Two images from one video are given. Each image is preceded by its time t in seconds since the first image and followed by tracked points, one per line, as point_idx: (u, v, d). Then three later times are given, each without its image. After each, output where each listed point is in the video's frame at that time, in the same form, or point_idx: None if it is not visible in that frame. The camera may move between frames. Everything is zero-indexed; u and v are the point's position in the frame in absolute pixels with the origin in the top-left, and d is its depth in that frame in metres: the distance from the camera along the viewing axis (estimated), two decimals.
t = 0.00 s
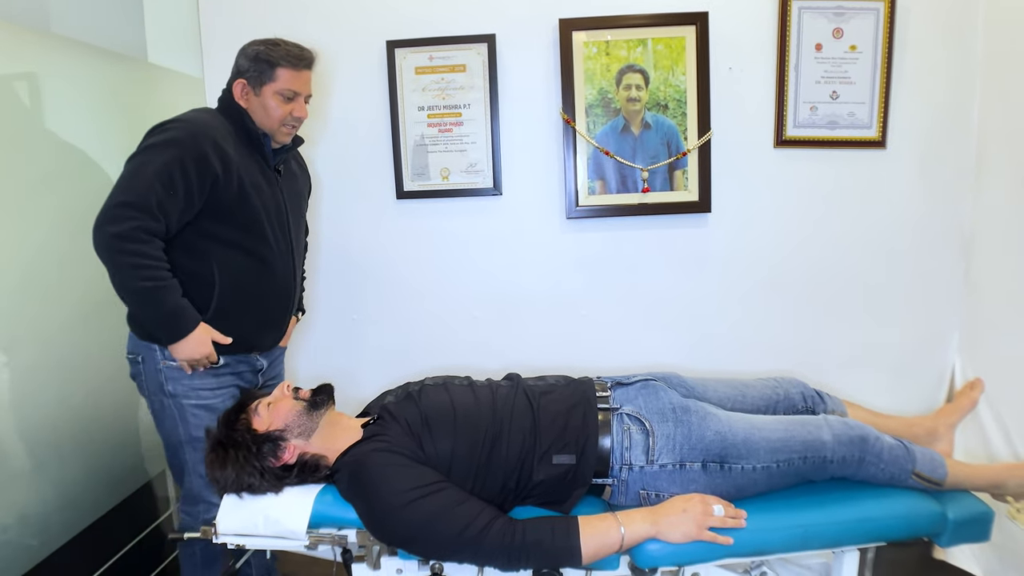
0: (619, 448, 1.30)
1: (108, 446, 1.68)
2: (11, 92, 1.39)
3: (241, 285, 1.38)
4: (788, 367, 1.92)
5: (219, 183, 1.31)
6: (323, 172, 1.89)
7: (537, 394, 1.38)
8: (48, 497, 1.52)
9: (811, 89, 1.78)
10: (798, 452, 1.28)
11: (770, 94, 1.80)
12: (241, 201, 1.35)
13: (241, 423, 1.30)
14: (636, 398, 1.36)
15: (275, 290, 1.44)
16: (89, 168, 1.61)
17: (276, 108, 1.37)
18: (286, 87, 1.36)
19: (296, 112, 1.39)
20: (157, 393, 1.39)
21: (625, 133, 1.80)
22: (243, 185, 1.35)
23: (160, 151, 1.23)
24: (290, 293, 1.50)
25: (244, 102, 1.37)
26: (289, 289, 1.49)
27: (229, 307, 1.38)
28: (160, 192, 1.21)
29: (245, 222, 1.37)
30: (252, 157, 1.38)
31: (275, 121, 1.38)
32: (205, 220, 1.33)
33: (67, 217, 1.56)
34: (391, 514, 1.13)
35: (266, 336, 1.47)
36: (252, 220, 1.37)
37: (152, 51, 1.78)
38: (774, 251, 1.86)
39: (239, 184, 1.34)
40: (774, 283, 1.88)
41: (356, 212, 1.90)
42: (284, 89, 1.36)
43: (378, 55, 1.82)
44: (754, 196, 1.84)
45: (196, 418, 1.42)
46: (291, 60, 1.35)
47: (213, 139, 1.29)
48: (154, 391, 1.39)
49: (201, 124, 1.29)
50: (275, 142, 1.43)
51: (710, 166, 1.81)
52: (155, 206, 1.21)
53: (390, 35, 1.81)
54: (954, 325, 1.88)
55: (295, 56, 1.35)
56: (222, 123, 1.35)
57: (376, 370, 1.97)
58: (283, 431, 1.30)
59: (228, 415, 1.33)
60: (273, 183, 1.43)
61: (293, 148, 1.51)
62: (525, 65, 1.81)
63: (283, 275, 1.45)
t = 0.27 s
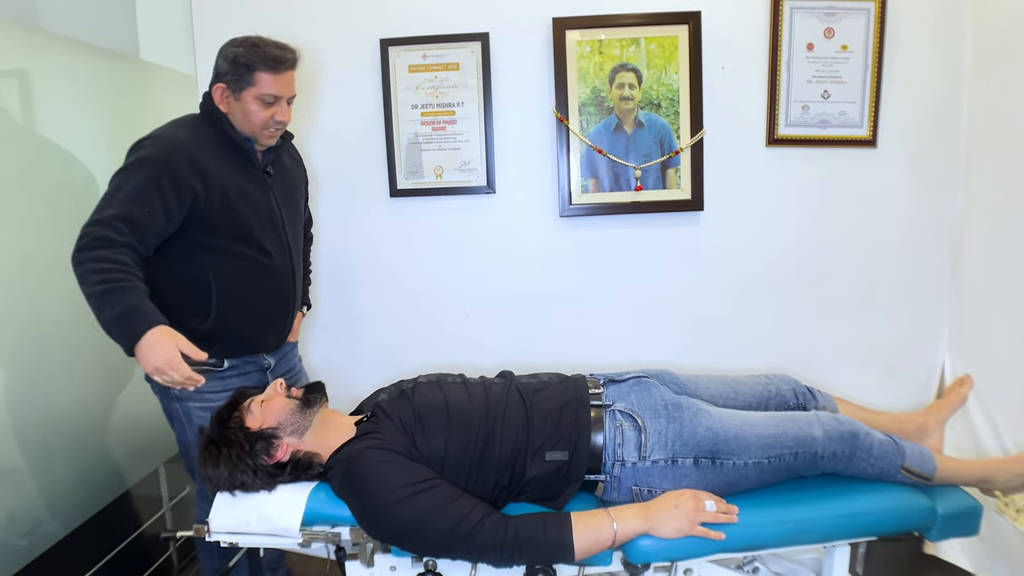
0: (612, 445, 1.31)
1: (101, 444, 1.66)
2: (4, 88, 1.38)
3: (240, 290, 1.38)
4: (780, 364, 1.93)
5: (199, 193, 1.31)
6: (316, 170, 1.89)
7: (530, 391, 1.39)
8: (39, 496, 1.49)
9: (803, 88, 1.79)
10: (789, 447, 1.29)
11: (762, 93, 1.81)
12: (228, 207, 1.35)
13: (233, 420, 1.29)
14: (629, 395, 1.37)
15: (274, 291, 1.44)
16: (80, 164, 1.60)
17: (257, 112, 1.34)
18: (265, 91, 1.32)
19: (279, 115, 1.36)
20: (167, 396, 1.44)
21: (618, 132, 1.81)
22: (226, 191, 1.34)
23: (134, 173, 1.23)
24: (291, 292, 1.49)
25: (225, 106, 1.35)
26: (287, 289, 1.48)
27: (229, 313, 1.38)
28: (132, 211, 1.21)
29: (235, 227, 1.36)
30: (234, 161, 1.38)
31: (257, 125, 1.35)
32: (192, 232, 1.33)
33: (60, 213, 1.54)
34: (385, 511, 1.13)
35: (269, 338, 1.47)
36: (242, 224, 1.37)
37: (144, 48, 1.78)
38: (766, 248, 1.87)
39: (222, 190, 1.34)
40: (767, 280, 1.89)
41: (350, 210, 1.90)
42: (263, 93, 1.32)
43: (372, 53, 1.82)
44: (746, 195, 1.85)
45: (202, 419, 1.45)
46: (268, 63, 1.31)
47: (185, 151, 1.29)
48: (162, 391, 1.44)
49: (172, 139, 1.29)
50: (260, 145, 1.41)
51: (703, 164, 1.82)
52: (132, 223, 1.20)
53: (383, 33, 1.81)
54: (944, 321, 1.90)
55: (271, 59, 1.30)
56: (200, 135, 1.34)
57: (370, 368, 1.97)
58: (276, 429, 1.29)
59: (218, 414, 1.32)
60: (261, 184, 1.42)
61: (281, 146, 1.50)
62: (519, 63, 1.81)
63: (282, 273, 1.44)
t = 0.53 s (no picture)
0: (605, 442, 1.31)
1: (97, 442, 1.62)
2: None
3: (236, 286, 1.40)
4: (771, 362, 1.94)
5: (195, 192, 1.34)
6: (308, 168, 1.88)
7: (523, 389, 1.39)
8: (30, 492, 1.45)
9: (794, 87, 1.80)
10: (781, 444, 1.30)
11: (754, 92, 1.82)
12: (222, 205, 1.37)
13: (227, 417, 1.29)
14: (621, 392, 1.37)
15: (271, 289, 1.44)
16: (73, 158, 1.57)
17: (246, 108, 1.34)
18: (253, 85, 1.32)
19: (269, 110, 1.35)
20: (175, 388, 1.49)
21: (610, 130, 1.81)
22: (219, 190, 1.36)
23: (133, 173, 1.29)
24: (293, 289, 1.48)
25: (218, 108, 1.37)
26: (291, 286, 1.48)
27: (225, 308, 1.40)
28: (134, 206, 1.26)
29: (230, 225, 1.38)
30: (230, 159, 1.38)
31: (249, 121, 1.35)
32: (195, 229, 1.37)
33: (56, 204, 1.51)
34: (378, 509, 1.13)
35: (270, 336, 1.47)
36: (238, 222, 1.39)
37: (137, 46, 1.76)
38: (758, 247, 1.88)
39: (215, 189, 1.36)
40: (759, 278, 1.90)
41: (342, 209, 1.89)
42: (251, 88, 1.32)
43: (365, 51, 1.81)
44: (738, 193, 1.86)
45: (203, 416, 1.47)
46: (250, 58, 1.31)
47: (178, 150, 1.32)
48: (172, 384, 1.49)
49: (166, 139, 1.33)
50: (257, 143, 1.41)
51: (695, 163, 1.83)
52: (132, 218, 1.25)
53: (376, 30, 1.80)
54: (934, 320, 1.91)
55: (252, 52, 1.30)
56: (196, 135, 1.36)
57: (363, 367, 1.96)
58: (268, 427, 1.29)
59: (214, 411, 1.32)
60: (259, 181, 1.41)
61: (283, 141, 1.48)
62: (511, 62, 1.81)
63: (282, 269, 1.43)
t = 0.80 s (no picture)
0: (602, 441, 1.31)
1: (93, 440, 1.60)
2: None
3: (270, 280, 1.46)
4: (767, 362, 1.95)
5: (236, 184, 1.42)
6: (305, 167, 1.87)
7: (521, 388, 1.39)
8: (28, 493, 1.42)
9: (791, 88, 1.81)
10: (778, 444, 1.30)
11: (751, 93, 1.82)
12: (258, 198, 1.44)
13: (223, 417, 1.28)
14: (619, 392, 1.37)
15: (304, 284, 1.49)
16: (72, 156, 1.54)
17: (293, 106, 1.39)
18: (300, 83, 1.37)
19: (314, 108, 1.39)
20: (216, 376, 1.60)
21: (608, 130, 1.81)
22: (257, 183, 1.43)
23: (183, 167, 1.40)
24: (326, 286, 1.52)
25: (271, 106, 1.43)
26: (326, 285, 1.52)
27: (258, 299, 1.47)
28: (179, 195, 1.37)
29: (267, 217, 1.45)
30: (274, 155, 1.45)
31: (296, 119, 1.40)
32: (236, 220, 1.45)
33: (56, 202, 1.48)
34: (376, 507, 1.12)
35: (303, 332, 1.52)
36: (272, 215, 1.45)
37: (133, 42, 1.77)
38: (755, 247, 1.89)
39: (254, 182, 1.43)
40: (756, 278, 1.90)
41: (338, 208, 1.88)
42: (297, 86, 1.37)
43: (362, 50, 1.81)
44: (735, 194, 1.86)
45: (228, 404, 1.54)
46: (296, 58, 1.36)
47: (226, 145, 1.42)
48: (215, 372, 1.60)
49: (221, 135, 1.43)
50: (303, 141, 1.45)
51: (692, 163, 1.83)
52: (175, 207, 1.36)
53: (374, 29, 1.80)
54: (929, 320, 1.92)
55: (299, 52, 1.36)
56: (247, 134, 1.45)
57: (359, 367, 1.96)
58: (265, 425, 1.29)
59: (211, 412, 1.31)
60: (299, 177, 1.46)
61: (331, 141, 1.52)
62: (509, 61, 1.81)
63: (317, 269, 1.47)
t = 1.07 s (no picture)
0: (601, 442, 1.30)
1: (91, 438, 1.59)
2: None
3: (285, 274, 1.50)
4: (765, 363, 1.95)
5: (252, 178, 1.45)
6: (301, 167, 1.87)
7: (519, 388, 1.38)
8: (24, 493, 1.41)
9: (788, 89, 1.81)
10: (777, 444, 1.30)
11: (748, 94, 1.82)
12: (273, 193, 1.46)
13: (220, 416, 1.27)
14: (617, 392, 1.37)
15: (320, 279, 1.51)
16: (70, 154, 1.53)
17: (328, 106, 1.38)
18: (338, 84, 1.36)
19: (349, 110, 1.39)
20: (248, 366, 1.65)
21: (605, 131, 1.81)
22: (272, 178, 1.46)
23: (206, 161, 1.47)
24: (341, 283, 1.53)
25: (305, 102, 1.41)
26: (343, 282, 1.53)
27: (276, 292, 1.52)
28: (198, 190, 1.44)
29: (280, 212, 1.47)
30: (291, 150, 1.47)
31: (329, 118, 1.39)
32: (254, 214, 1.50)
33: (54, 200, 1.48)
34: (375, 508, 1.12)
35: (322, 326, 1.56)
36: (286, 210, 1.47)
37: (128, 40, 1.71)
38: (753, 248, 1.89)
39: (268, 176, 1.45)
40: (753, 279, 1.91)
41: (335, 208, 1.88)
42: (335, 87, 1.36)
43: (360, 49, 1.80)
44: (733, 195, 1.86)
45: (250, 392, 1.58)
46: (338, 59, 1.35)
47: (245, 139, 1.45)
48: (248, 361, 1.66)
49: (244, 130, 1.47)
50: (331, 139, 1.45)
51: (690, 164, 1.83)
52: (194, 202, 1.45)
53: (371, 28, 1.79)
54: (925, 322, 1.93)
55: (340, 54, 1.35)
56: (270, 129, 1.47)
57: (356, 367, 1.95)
58: (263, 425, 1.27)
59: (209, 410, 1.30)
60: (316, 173, 1.47)
61: (358, 140, 1.51)
62: (507, 61, 1.80)
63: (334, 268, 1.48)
